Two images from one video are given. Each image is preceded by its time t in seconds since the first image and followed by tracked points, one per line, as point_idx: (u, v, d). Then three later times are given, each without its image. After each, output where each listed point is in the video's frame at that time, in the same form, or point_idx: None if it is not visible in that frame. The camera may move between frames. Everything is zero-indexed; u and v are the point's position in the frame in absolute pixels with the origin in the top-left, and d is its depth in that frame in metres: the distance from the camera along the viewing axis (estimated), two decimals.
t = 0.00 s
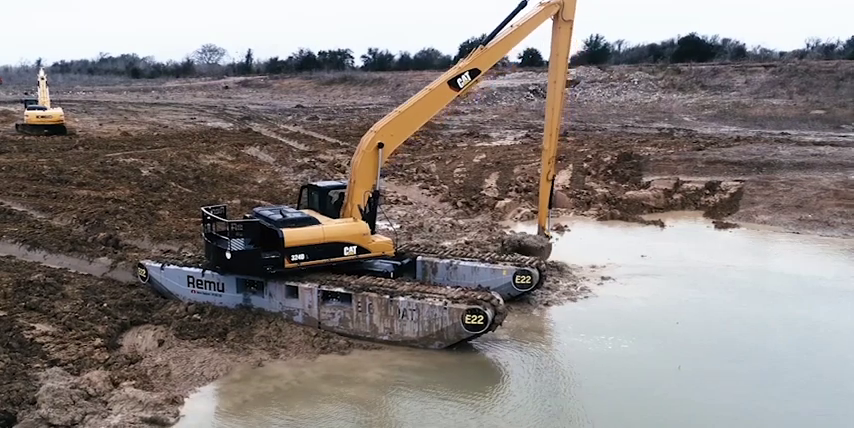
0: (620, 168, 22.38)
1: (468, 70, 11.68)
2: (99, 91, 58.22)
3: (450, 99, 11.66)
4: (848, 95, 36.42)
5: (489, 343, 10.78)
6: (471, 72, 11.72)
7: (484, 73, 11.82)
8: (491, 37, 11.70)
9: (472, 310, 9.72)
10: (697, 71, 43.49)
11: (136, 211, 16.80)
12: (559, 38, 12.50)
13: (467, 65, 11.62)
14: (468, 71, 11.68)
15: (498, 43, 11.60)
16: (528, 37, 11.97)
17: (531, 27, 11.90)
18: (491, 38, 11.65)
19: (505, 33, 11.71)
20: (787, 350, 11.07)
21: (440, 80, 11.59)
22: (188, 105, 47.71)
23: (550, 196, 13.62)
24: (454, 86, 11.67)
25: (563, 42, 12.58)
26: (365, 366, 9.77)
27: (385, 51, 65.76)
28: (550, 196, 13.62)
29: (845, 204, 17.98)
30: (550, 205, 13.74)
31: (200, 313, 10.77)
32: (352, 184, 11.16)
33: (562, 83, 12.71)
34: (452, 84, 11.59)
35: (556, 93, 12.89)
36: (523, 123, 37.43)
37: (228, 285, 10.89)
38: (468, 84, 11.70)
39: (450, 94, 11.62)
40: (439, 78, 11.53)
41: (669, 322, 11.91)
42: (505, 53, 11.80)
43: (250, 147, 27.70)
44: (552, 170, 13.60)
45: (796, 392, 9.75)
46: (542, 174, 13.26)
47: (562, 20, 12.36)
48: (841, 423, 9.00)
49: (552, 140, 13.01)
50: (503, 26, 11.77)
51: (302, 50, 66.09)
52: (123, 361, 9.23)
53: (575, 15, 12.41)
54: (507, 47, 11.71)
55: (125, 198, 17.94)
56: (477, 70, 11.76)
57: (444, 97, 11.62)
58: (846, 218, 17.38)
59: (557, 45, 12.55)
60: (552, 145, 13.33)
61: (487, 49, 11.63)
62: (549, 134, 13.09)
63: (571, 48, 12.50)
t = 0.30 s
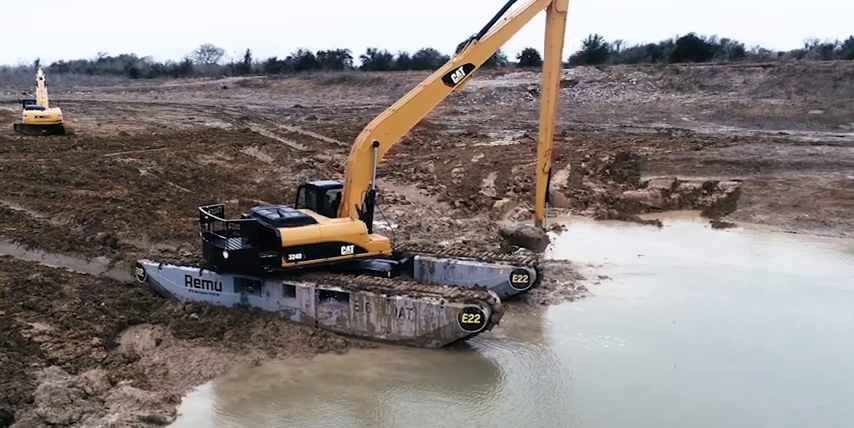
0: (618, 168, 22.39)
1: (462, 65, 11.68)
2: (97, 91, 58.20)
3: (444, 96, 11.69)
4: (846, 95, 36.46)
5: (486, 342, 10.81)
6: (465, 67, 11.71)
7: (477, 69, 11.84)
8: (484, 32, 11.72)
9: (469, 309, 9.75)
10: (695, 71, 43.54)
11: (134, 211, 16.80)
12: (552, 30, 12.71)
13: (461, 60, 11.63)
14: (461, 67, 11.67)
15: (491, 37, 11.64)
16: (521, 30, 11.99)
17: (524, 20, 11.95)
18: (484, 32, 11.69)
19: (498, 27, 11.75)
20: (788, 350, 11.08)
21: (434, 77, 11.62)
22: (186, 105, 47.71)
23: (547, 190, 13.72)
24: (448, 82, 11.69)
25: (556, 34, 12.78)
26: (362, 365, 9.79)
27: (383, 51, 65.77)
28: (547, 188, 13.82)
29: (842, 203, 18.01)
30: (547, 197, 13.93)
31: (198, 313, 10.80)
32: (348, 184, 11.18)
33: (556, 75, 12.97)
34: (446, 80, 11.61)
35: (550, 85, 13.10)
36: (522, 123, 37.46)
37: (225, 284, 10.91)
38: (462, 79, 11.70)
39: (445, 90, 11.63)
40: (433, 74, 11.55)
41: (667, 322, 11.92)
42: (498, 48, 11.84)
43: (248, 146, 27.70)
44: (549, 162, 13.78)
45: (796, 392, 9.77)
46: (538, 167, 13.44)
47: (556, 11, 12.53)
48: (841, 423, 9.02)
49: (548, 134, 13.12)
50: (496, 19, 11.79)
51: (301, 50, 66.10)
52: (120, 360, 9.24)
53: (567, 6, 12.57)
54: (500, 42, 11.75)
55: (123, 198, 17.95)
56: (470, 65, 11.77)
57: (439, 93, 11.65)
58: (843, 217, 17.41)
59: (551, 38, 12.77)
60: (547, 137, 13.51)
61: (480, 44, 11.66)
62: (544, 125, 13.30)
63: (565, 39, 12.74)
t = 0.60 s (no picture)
0: (614, 167, 22.43)
1: (455, 61, 11.63)
2: (94, 91, 58.14)
3: (438, 92, 11.67)
4: (842, 95, 36.54)
5: (481, 341, 10.84)
6: (458, 63, 11.66)
7: (470, 64, 11.80)
8: (476, 27, 11.67)
9: (463, 308, 9.79)
10: (692, 71, 43.63)
11: (130, 210, 16.82)
12: (545, 24, 12.77)
13: (453, 56, 11.58)
14: (454, 63, 11.63)
15: (483, 32, 11.65)
16: (514, 24, 11.94)
17: (517, 14, 11.90)
18: (476, 28, 11.67)
19: (490, 22, 11.72)
20: (784, 349, 11.10)
21: (427, 73, 11.59)
22: (183, 105, 47.67)
23: (543, 184, 13.83)
24: (441, 78, 11.66)
25: (549, 29, 12.83)
26: (357, 363, 9.83)
27: (381, 51, 65.80)
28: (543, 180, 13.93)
29: (836, 203, 18.06)
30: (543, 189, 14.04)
31: (193, 312, 10.83)
32: (342, 183, 11.20)
33: (550, 68, 13.03)
34: (438, 76, 11.57)
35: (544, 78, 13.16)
36: (519, 123, 37.49)
37: (220, 283, 10.93)
38: (455, 76, 11.68)
39: (438, 87, 11.61)
40: (425, 71, 11.52)
41: (663, 322, 11.92)
42: (491, 43, 11.78)
43: (245, 147, 27.71)
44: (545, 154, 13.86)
45: (791, 392, 9.78)
46: (533, 160, 13.57)
47: (548, 5, 12.65)
48: (837, 423, 9.03)
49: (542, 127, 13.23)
50: (489, 14, 11.74)
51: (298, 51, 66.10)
52: (115, 359, 9.25)
53: None
54: (492, 37, 11.69)
55: (119, 197, 17.96)
56: (463, 61, 11.72)
57: (432, 90, 11.63)
58: (838, 216, 17.47)
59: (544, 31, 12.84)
60: (541, 130, 13.64)
61: (473, 40, 11.61)
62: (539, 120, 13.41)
63: (558, 32, 12.77)
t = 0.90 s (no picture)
0: (607, 167, 22.46)
1: (445, 57, 11.55)
2: (89, 91, 58.04)
3: (429, 88, 11.61)
4: (836, 95, 36.66)
5: (471, 339, 10.89)
6: (449, 58, 11.59)
7: (461, 59, 11.70)
8: (467, 22, 11.60)
9: (454, 306, 9.83)
10: (686, 71, 43.73)
11: (123, 210, 16.83)
12: (539, 18, 12.80)
13: (444, 52, 11.48)
14: (445, 58, 11.55)
15: (474, 27, 11.56)
16: (506, 18, 11.79)
17: (510, 7, 11.76)
18: (467, 23, 11.58)
19: (481, 16, 11.62)
20: (779, 349, 11.13)
21: (418, 69, 11.53)
22: (178, 105, 47.61)
23: (538, 178, 13.92)
24: (432, 74, 11.58)
25: (543, 23, 12.87)
26: (349, 362, 9.86)
27: (376, 51, 65.83)
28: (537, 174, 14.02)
29: (828, 202, 18.13)
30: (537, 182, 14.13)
31: (185, 311, 10.86)
32: (333, 182, 11.23)
33: (543, 61, 13.08)
34: (429, 72, 11.51)
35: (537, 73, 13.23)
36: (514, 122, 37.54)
37: (213, 282, 10.95)
38: (446, 71, 11.59)
39: (429, 82, 11.55)
40: (416, 67, 11.47)
41: (659, 321, 11.94)
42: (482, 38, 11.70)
43: (239, 146, 27.71)
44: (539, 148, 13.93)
45: (779, 391, 9.84)
46: (528, 154, 13.66)
47: None
48: (831, 422, 9.06)
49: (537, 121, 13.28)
50: (480, 8, 11.65)
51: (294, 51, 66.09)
52: (106, 357, 9.26)
53: None
54: (483, 31, 11.60)
55: (112, 197, 17.95)
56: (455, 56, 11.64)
57: (423, 86, 11.57)
58: (829, 215, 17.55)
59: (537, 22, 12.86)
60: (536, 123, 13.70)
61: (464, 35, 11.53)
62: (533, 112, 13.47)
63: (551, 25, 12.79)
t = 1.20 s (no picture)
0: (597, 166, 22.53)
1: (431, 51, 11.47)
2: (81, 91, 57.84)
3: (415, 83, 11.52)
4: (826, 95, 36.82)
5: (458, 337, 10.94)
6: (435, 52, 11.50)
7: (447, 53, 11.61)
8: (452, 15, 11.52)
9: (440, 304, 9.87)
10: (678, 71, 43.87)
11: (112, 209, 16.82)
12: (526, 9, 12.85)
13: (429, 46, 11.41)
14: (430, 52, 11.47)
15: (460, 19, 11.48)
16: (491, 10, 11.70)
17: None
18: (452, 16, 11.51)
19: (466, 9, 11.54)
20: (767, 347, 11.18)
21: (403, 65, 11.47)
22: (170, 105, 47.49)
23: (531, 171, 13.94)
24: (418, 69, 11.50)
25: (531, 13, 12.94)
26: (335, 359, 9.89)
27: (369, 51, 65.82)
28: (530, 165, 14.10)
29: (815, 200, 18.22)
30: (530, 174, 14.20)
31: (172, 310, 10.88)
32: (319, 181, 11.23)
33: (532, 51, 13.11)
34: (414, 67, 11.43)
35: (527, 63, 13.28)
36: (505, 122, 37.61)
37: (200, 280, 10.97)
38: (432, 65, 11.49)
39: (414, 78, 11.46)
40: (401, 63, 11.41)
41: (648, 321, 11.95)
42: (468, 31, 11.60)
43: (230, 146, 27.69)
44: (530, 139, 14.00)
45: (764, 389, 9.91)
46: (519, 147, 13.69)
47: None
48: (821, 421, 9.11)
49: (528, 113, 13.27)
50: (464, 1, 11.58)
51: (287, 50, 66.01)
52: (92, 355, 9.26)
53: None
54: (468, 24, 11.52)
55: (101, 196, 17.92)
56: (440, 50, 11.55)
57: (408, 82, 11.49)
58: (816, 214, 17.66)
59: (525, 14, 12.92)
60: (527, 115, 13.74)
61: (449, 28, 11.46)
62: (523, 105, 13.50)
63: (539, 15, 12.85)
